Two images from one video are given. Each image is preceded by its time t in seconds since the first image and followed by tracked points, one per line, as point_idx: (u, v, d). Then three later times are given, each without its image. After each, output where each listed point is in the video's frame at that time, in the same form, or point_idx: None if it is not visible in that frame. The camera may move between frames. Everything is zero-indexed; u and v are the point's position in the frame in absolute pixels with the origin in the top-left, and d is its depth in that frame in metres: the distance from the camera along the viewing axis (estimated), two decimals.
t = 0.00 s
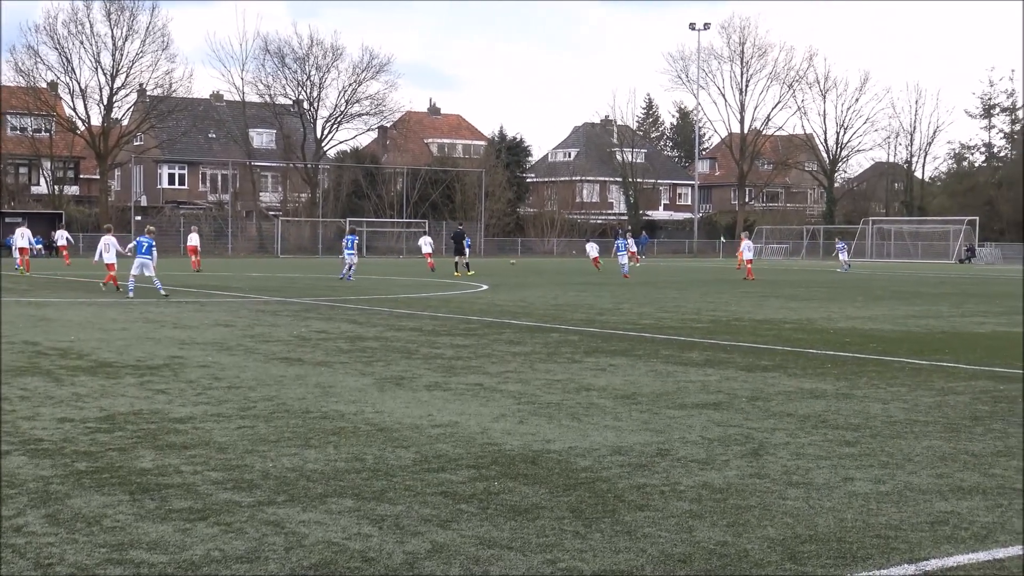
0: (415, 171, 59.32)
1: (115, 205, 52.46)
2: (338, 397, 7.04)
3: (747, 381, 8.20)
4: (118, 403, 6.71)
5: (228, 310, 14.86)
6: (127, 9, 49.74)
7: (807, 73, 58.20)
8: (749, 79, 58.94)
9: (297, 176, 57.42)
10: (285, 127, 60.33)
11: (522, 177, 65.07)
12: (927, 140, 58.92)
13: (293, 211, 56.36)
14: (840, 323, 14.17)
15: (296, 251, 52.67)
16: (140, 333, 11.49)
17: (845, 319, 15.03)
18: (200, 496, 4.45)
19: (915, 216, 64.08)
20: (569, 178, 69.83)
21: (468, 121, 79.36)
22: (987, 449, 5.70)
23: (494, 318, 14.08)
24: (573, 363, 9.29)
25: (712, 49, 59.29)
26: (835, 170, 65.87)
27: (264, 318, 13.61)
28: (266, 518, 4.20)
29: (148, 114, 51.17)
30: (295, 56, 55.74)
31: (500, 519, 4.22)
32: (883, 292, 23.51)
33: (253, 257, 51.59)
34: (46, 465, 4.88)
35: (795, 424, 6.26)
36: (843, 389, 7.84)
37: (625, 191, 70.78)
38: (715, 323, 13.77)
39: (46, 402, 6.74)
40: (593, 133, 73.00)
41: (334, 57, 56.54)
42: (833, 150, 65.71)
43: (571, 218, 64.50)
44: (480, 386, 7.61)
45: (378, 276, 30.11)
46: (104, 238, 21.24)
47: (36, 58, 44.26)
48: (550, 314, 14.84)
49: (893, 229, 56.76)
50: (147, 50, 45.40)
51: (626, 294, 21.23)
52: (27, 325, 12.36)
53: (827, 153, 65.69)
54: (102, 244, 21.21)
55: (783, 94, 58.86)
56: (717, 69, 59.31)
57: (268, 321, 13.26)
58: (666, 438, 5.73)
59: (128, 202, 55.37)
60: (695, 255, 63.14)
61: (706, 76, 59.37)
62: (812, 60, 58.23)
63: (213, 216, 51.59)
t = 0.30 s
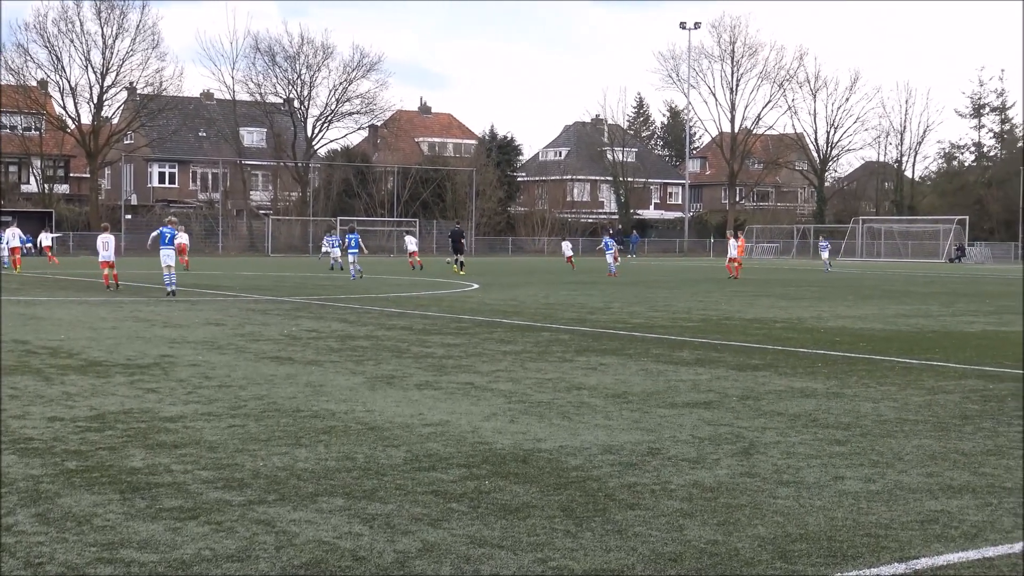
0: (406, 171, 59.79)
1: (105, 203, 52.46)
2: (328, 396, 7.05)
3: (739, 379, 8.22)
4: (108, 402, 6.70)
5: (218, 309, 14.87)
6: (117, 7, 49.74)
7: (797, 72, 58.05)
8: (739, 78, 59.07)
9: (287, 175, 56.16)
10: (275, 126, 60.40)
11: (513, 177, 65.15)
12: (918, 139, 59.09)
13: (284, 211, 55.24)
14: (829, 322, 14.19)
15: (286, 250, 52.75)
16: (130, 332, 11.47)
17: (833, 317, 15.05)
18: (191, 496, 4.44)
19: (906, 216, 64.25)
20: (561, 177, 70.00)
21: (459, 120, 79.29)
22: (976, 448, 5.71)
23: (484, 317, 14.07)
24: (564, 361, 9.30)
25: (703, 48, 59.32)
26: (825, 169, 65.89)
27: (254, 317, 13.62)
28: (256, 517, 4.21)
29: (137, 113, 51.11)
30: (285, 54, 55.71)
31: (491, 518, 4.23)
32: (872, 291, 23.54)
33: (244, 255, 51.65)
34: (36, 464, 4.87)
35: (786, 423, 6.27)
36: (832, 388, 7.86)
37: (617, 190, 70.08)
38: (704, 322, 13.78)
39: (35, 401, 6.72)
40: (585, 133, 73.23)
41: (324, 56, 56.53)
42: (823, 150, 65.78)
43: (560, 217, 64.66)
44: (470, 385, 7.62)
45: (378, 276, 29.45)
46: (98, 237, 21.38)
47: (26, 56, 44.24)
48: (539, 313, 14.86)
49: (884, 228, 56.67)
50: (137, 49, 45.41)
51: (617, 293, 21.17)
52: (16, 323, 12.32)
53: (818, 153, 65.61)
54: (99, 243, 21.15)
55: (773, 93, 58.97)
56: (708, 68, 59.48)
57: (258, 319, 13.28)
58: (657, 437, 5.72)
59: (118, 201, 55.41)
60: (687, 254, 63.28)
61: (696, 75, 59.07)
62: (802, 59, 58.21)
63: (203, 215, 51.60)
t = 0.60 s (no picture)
0: (404, 170, 60.12)
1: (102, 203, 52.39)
2: (326, 395, 7.04)
3: (737, 379, 8.22)
4: (106, 401, 6.70)
5: (216, 309, 14.88)
6: (115, 6, 49.69)
7: (794, 71, 58.50)
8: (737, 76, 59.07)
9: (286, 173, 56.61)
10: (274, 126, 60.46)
11: (510, 176, 64.77)
12: (915, 138, 59.06)
13: (281, 210, 56.38)
14: (828, 322, 14.18)
15: (284, 249, 52.55)
16: (127, 332, 11.47)
17: (832, 317, 15.02)
18: (189, 495, 4.44)
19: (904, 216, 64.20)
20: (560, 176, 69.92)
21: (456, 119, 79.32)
22: (973, 448, 5.71)
23: (481, 317, 14.06)
24: (562, 361, 9.30)
25: (701, 47, 59.45)
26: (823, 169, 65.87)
27: (253, 317, 13.61)
28: (254, 516, 4.21)
29: (136, 112, 51.02)
30: (283, 53, 55.65)
31: (489, 517, 4.23)
32: (871, 290, 23.49)
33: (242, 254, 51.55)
34: (34, 464, 4.86)
35: (784, 422, 6.28)
36: (831, 388, 7.85)
37: (614, 189, 70.06)
38: (703, 321, 13.76)
39: (33, 400, 6.72)
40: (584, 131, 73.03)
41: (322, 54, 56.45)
42: (820, 149, 65.75)
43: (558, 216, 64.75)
44: (468, 384, 7.61)
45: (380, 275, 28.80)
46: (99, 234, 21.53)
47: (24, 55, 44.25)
48: (537, 313, 14.84)
49: (881, 228, 56.30)
50: (134, 48, 45.43)
51: (616, 292, 21.07)
52: (13, 323, 12.32)
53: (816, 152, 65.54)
54: (98, 241, 21.25)
55: (771, 92, 59.14)
56: (705, 68, 59.44)
57: (256, 319, 13.26)
58: (655, 436, 5.73)
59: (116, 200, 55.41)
60: (683, 255, 63.23)
61: (694, 74, 59.63)
62: (800, 58, 58.56)
63: (201, 215, 51.49)
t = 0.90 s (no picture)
0: (404, 168, 60.11)
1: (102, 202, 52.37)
2: (326, 395, 7.04)
3: (736, 379, 8.22)
4: (105, 401, 6.69)
5: (215, 308, 14.84)
6: (115, 6, 49.70)
7: (795, 70, 59.03)
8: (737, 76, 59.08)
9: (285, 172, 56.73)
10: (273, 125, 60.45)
11: (510, 176, 65.03)
12: (915, 138, 59.15)
13: (282, 209, 56.16)
14: (829, 321, 14.16)
15: (283, 249, 52.47)
16: (127, 331, 11.48)
17: (832, 317, 15.00)
18: (189, 495, 4.44)
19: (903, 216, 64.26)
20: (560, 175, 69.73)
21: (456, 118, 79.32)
22: (973, 448, 5.71)
23: (480, 317, 14.03)
24: (562, 360, 9.29)
25: (701, 47, 59.59)
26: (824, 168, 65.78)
27: (252, 317, 13.58)
28: (254, 515, 4.21)
29: (136, 112, 51.01)
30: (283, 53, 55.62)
31: (489, 516, 4.23)
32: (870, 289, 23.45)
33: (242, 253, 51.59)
34: (34, 463, 4.86)
35: (783, 422, 6.27)
36: (831, 387, 7.84)
37: (614, 189, 70.11)
38: (703, 321, 13.73)
39: (32, 399, 6.72)
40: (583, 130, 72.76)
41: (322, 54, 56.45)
42: (820, 149, 65.82)
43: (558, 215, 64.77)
44: (468, 384, 7.61)
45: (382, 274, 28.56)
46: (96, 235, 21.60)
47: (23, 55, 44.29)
48: (536, 312, 14.81)
49: (881, 228, 55.73)
50: (133, 48, 45.48)
51: (616, 291, 20.97)
52: (13, 322, 12.31)
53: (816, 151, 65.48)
54: (93, 243, 21.38)
55: (771, 92, 59.19)
56: (706, 67, 59.80)
57: (256, 319, 13.22)
58: (655, 436, 5.73)
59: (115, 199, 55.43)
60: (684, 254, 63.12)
61: (694, 74, 60.30)
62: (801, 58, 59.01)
63: (201, 214, 51.54)
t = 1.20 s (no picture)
0: (405, 167, 60.23)
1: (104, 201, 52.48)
2: (328, 394, 7.03)
3: (737, 378, 8.22)
4: (108, 400, 6.69)
5: (218, 309, 14.82)
6: (117, 6, 49.74)
7: (797, 70, 58.62)
8: (739, 76, 58.98)
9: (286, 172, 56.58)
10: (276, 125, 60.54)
11: (512, 176, 64.73)
12: (918, 138, 59.18)
13: (284, 208, 55.89)
14: (832, 321, 14.13)
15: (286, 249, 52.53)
16: (129, 331, 11.46)
17: (834, 316, 14.98)
18: (191, 494, 4.44)
19: (904, 216, 64.35)
20: (562, 175, 69.57)
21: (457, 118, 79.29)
22: (976, 447, 5.70)
23: (483, 317, 13.99)
24: (564, 360, 9.28)
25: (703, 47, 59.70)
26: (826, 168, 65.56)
27: (255, 317, 13.55)
28: (257, 515, 4.21)
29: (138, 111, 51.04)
30: (285, 53, 55.65)
31: (491, 516, 4.23)
32: (872, 289, 23.45)
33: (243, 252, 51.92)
34: (36, 463, 4.86)
35: (785, 422, 6.27)
36: (833, 387, 7.85)
37: (616, 189, 69.98)
38: (706, 321, 13.70)
39: (34, 399, 6.72)
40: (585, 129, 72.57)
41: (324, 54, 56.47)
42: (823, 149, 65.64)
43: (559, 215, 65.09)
44: (470, 384, 7.60)
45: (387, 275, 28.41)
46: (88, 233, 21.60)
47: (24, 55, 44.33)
48: (538, 312, 14.78)
49: (882, 228, 55.98)
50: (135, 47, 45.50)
51: (619, 292, 20.93)
52: (15, 322, 12.29)
53: (819, 151, 65.32)
54: (84, 241, 21.36)
55: (774, 92, 59.10)
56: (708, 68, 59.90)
57: (258, 319, 13.19)
58: (656, 435, 5.73)
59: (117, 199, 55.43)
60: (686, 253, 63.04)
61: (697, 74, 60.42)
62: (802, 58, 58.48)
63: (204, 213, 51.83)
